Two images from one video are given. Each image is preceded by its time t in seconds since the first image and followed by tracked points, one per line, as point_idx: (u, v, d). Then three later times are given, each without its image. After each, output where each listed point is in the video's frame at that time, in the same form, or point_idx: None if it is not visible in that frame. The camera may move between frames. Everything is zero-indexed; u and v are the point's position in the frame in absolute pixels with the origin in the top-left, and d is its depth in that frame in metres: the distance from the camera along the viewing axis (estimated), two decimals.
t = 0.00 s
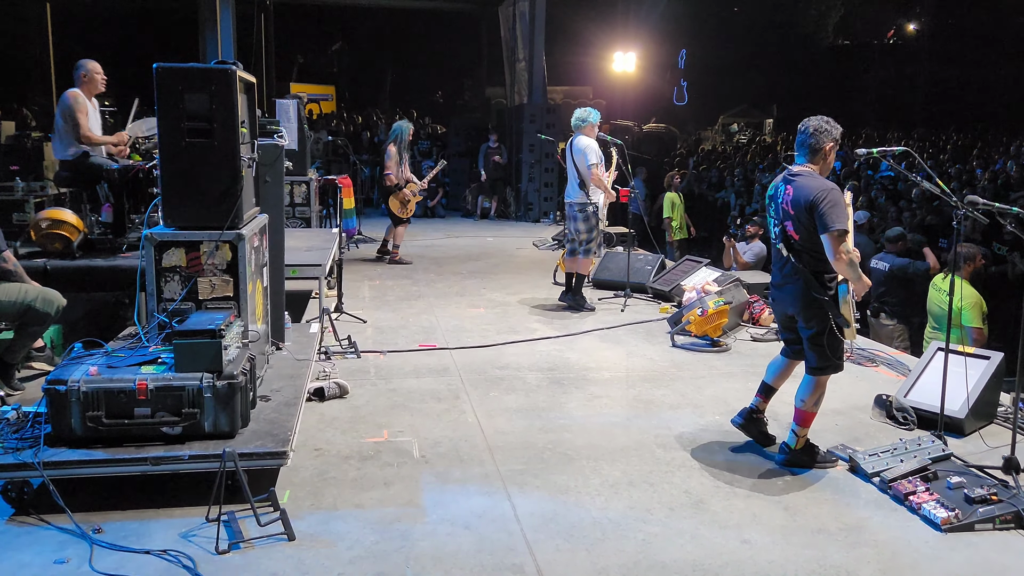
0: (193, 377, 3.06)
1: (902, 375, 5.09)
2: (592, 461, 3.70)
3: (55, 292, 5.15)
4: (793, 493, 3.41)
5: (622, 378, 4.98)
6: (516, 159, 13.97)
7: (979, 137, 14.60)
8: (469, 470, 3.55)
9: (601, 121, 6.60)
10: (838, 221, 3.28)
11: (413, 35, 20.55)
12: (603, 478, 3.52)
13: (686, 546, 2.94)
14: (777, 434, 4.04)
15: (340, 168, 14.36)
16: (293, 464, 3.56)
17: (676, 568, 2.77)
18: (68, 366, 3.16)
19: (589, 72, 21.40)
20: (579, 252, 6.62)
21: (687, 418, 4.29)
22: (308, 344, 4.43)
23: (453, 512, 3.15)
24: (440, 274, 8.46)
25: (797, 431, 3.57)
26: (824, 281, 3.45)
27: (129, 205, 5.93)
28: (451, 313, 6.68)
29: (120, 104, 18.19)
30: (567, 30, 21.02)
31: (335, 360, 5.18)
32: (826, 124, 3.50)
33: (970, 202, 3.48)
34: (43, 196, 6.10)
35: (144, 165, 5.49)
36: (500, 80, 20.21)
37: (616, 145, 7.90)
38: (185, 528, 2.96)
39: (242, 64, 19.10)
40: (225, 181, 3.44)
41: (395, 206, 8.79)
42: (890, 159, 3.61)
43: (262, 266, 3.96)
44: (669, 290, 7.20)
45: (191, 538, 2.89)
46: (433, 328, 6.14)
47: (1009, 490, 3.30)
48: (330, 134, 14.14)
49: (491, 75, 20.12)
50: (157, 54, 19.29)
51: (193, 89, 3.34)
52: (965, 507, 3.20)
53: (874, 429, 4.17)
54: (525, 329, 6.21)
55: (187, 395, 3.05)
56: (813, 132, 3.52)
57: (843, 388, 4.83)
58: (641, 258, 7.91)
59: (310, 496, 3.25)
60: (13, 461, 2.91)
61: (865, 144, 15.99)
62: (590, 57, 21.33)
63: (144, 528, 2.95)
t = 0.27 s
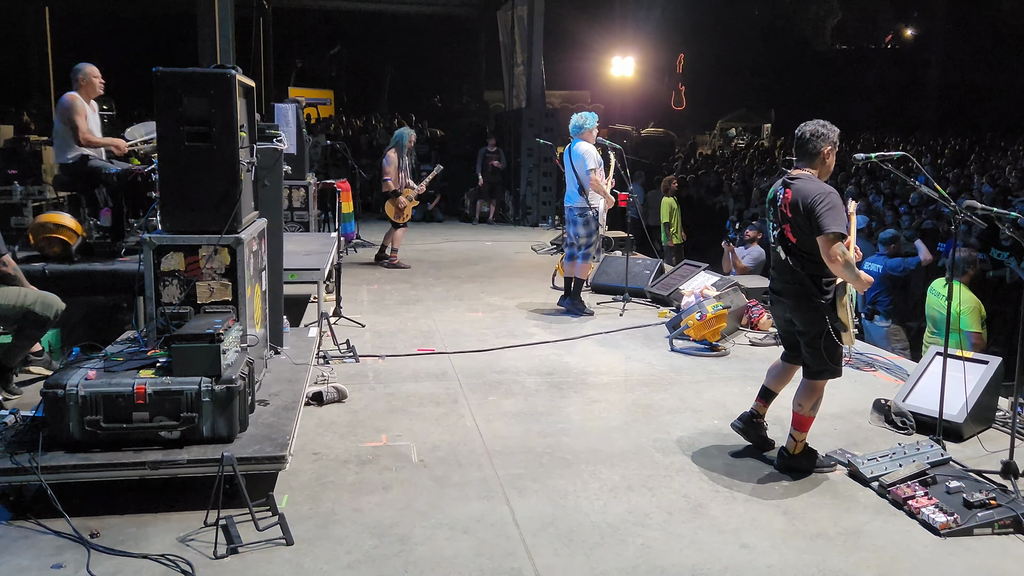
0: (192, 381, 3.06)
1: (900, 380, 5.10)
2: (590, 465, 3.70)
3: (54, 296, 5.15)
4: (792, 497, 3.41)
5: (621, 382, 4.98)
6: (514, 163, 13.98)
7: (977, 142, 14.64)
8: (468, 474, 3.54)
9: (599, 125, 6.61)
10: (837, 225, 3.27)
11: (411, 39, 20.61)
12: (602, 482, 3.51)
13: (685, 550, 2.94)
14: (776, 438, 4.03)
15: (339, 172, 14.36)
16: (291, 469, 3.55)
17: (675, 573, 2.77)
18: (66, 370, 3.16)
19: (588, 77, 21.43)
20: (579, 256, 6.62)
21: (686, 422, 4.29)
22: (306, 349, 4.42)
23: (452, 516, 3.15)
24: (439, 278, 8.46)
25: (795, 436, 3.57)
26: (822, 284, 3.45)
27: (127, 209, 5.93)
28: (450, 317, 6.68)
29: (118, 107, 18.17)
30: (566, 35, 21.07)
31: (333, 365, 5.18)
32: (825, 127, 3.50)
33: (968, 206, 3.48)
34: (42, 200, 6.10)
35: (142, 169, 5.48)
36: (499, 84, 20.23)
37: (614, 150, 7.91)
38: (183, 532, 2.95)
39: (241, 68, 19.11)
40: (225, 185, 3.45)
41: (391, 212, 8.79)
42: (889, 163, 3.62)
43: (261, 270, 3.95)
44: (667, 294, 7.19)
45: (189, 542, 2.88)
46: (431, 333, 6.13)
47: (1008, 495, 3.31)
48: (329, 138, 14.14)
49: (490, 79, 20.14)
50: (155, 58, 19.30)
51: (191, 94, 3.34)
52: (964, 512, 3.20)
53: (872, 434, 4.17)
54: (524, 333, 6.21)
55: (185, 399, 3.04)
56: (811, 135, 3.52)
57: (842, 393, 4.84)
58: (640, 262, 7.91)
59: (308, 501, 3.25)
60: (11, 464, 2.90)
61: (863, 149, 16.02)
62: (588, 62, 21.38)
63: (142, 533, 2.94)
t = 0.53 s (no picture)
0: (190, 384, 3.06)
1: (899, 384, 5.10)
2: (589, 469, 3.70)
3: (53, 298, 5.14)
4: (790, 501, 3.41)
5: (619, 386, 4.98)
6: (513, 167, 13.98)
7: (975, 147, 14.67)
8: (466, 478, 3.54)
9: (596, 129, 6.61)
10: (838, 228, 3.28)
11: (410, 43, 20.64)
12: (600, 485, 3.51)
13: (683, 553, 2.93)
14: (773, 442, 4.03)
15: (338, 176, 14.36)
16: (289, 472, 3.55)
17: None
18: (65, 373, 3.15)
19: (587, 81, 21.47)
20: (577, 259, 6.62)
21: (684, 426, 4.29)
22: (305, 352, 4.42)
23: (450, 519, 3.14)
24: (437, 281, 8.46)
25: (791, 439, 3.58)
26: (820, 286, 3.46)
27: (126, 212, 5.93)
28: (448, 320, 6.68)
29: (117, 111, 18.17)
30: (565, 39, 21.12)
31: (331, 368, 5.17)
32: (831, 130, 3.50)
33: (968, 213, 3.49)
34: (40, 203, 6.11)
35: (141, 172, 5.47)
36: (498, 88, 20.25)
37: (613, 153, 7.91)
38: (182, 535, 2.94)
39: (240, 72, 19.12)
40: (224, 189, 3.45)
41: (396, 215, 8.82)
42: (886, 167, 3.63)
43: (260, 273, 3.95)
44: (666, 298, 7.20)
45: (187, 545, 2.87)
46: (430, 336, 6.13)
47: (1006, 498, 3.31)
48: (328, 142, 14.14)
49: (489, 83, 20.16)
50: (154, 62, 19.31)
51: (192, 96, 3.34)
52: (963, 515, 3.20)
53: (871, 437, 4.17)
54: (522, 336, 6.20)
55: (184, 402, 3.04)
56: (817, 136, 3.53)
57: (840, 397, 4.84)
58: (638, 266, 7.92)
59: (306, 504, 3.24)
60: (9, 467, 2.90)
61: (862, 153, 16.05)
62: (587, 66, 21.43)
63: (140, 535, 2.94)
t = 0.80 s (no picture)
0: (187, 386, 3.05)
1: (896, 386, 5.11)
2: (587, 471, 3.70)
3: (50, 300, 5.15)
4: (788, 503, 3.41)
5: (617, 388, 4.98)
6: (511, 169, 13.99)
7: (973, 149, 14.71)
8: (464, 480, 3.54)
9: (593, 132, 6.62)
10: (840, 229, 3.29)
11: (408, 45, 20.67)
12: (598, 488, 3.52)
13: (681, 555, 2.94)
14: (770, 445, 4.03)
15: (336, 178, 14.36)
16: (287, 474, 3.54)
17: None
18: (62, 375, 3.15)
19: (585, 84, 21.51)
20: (574, 262, 6.62)
21: (682, 428, 4.29)
22: (303, 354, 4.42)
23: (448, 522, 3.14)
24: (435, 284, 8.46)
25: (789, 441, 3.58)
26: (817, 288, 3.46)
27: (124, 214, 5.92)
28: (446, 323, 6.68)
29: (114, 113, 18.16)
30: (563, 42, 21.16)
31: (329, 370, 5.17)
32: (837, 132, 3.50)
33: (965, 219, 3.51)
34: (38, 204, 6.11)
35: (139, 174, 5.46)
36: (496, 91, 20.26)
37: (611, 155, 7.91)
38: (179, 537, 2.94)
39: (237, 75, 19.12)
40: (222, 191, 3.45)
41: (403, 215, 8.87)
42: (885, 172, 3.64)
43: (257, 275, 3.95)
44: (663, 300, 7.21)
45: (185, 547, 2.87)
46: (427, 338, 6.13)
47: (1004, 500, 3.31)
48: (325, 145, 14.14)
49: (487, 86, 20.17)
50: (152, 64, 19.32)
51: (192, 98, 3.34)
52: (960, 517, 3.20)
53: (868, 440, 4.17)
54: (520, 339, 6.21)
55: (181, 404, 3.03)
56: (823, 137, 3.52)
57: (838, 399, 4.84)
58: (636, 268, 7.93)
59: (304, 506, 3.24)
60: (6, 469, 2.90)
61: (859, 156, 16.09)
62: (585, 69, 21.48)
63: (138, 538, 2.93)
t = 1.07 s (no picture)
0: (186, 387, 3.04)
1: (895, 387, 5.11)
2: (586, 472, 3.69)
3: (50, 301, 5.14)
4: (788, 504, 3.41)
5: (616, 389, 4.97)
6: (510, 170, 13.99)
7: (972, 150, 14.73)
8: (463, 481, 3.53)
9: (592, 133, 6.62)
10: (839, 228, 3.29)
11: (407, 46, 20.68)
12: (597, 488, 3.51)
13: (681, 557, 2.93)
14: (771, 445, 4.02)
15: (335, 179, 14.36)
16: (286, 475, 3.53)
17: None
18: (61, 375, 3.15)
19: (585, 85, 21.53)
20: (573, 264, 6.61)
21: (682, 429, 4.29)
22: (302, 355, 4.41)
23: (447, 523, 3.14)
24: (435, 284, 8.45)
25: (789, 441, 3.58)
26: (818, 287, 3.46)
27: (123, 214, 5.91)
28: (445, 324, 6.67)
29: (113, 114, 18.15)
30: (562, 43, 21.17)
31: (329, 371, 5.16)
32: (839, 131, 3.50)
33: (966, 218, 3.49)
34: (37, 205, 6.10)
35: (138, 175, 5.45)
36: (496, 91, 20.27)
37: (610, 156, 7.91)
38: (178, 538, 2.93)
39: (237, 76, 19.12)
40: (221, 191, 3.45)
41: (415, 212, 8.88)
42: (887, 172, 3.64)
43: (256, 276, 3.94)
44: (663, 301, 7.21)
45: (183, 548, 2.86)
46: (427, 339, 6.12)
47: (1004, 501, 3.31)
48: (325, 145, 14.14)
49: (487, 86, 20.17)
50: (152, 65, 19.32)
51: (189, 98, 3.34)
52: (960, 518, 3.20)
53: (868, 441, 4.17)
54: (520, 340, 6.20)
55: (180, 405, 3.03)
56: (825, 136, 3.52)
57: (838, 400, 4.83)
58: (636, 269, 7.93)
59: (302, 507, 3.23)
60: (5, 470, 2.90)
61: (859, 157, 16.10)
62: (584, 70, 21.50)
63: (136, 539, 2.92)
